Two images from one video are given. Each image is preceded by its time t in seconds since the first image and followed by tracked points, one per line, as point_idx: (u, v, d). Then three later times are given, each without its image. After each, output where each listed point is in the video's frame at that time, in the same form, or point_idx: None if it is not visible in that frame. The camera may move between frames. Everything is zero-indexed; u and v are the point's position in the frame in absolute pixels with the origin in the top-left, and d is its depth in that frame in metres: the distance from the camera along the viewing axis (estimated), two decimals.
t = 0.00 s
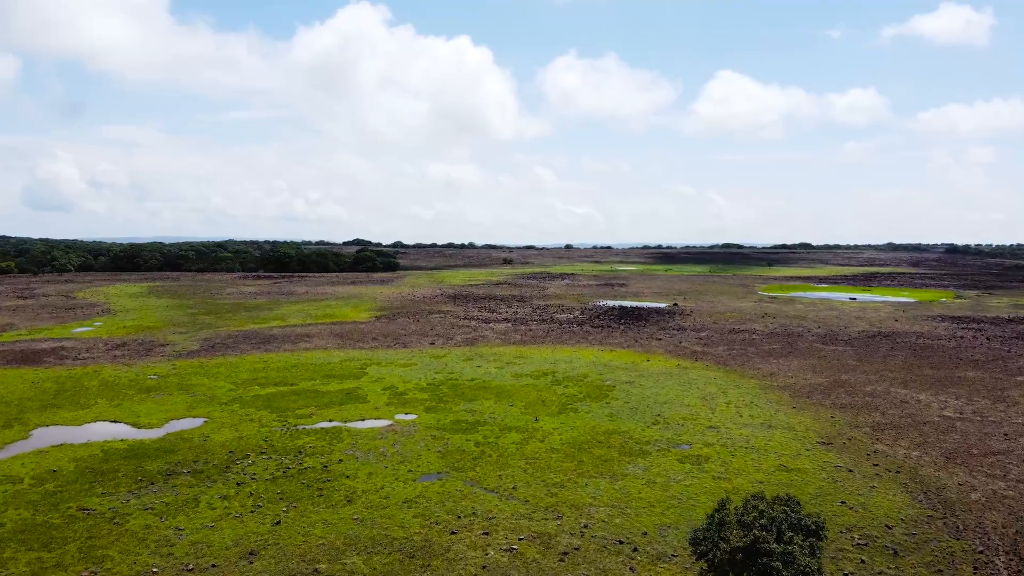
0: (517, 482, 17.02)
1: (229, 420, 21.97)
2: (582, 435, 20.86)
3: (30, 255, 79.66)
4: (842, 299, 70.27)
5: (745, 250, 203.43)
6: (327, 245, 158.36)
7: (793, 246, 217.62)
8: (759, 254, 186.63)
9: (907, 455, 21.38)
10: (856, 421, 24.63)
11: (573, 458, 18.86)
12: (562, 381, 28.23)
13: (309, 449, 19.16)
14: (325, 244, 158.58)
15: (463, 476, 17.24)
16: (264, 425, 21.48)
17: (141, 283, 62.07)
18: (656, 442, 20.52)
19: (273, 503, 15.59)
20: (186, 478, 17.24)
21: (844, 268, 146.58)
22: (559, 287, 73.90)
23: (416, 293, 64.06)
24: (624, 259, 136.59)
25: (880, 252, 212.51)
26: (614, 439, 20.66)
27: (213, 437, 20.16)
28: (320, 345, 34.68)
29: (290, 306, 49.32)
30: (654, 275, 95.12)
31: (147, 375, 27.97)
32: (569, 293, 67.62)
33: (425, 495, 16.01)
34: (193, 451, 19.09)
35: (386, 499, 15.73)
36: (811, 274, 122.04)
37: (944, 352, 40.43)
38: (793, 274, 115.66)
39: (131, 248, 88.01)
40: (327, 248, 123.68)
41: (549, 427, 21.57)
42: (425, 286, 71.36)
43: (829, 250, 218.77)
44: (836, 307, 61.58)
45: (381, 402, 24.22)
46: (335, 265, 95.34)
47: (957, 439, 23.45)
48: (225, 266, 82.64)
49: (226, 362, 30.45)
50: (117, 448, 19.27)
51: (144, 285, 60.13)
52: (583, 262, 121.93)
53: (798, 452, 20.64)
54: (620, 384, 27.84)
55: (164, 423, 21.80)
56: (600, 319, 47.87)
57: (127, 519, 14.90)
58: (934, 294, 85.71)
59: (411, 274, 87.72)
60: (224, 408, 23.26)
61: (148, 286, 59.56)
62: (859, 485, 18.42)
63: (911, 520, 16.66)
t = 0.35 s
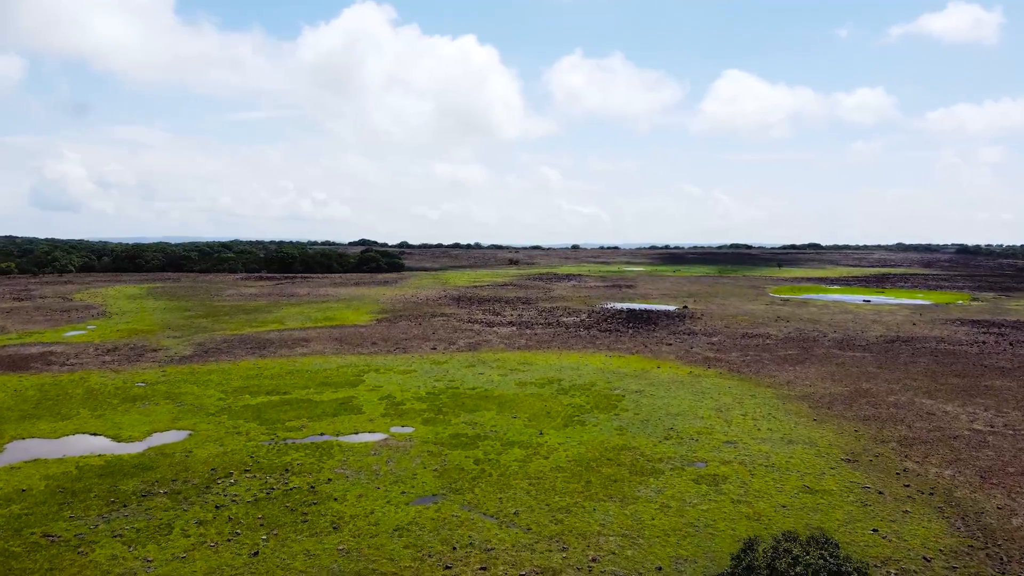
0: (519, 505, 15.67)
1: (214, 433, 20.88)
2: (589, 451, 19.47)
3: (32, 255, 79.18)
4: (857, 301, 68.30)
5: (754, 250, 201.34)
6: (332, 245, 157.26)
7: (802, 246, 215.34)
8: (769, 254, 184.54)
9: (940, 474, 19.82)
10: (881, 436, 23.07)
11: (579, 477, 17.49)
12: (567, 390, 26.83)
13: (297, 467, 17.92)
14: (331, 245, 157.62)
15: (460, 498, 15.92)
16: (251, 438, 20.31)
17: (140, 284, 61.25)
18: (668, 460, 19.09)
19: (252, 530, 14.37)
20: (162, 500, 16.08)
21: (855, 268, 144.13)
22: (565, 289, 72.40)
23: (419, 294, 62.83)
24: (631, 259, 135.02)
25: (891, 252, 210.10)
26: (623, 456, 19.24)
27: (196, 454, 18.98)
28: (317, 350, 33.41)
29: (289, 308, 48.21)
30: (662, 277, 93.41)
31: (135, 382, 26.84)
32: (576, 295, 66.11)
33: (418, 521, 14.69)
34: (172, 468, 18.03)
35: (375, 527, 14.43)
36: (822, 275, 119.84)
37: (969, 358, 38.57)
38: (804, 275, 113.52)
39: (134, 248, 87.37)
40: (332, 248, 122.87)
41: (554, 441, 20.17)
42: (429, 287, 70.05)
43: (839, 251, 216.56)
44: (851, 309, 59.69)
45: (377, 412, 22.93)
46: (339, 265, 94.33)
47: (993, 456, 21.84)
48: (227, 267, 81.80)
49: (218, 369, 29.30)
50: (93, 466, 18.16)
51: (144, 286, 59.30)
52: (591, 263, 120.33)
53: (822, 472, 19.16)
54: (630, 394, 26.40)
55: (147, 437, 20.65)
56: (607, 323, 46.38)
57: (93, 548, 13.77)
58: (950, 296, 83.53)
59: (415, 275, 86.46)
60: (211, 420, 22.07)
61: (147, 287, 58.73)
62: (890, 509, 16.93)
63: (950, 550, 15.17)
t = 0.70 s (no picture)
0: (515, 534, 14.34)
1: (192, 448, 19.62)
2: (592, 469, 18.13)
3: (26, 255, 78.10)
4: (864, 303, 66.81)
5: (756, 249, 200.02)
6: (333, 245, 156.18)
7: (804, 246, 214.04)
8: (771, 254, 183.14)
9: (970, 495, 18.40)
10: (903, 451, 21.67)
11: (580, 500, 16.14)
12: (568, 399, 25.47)
13: (276, 488, 16.64)
14: (330, 245, 156.67)
15: (451, 525, 14.61)
16: (231, 454, 19.05)
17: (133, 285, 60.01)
18: (678, 480, 17.73)
19: (222, 563, 13.10)
20: (127, 526, 14.82)
21: (860, 269, 142.42)
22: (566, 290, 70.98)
23: (417, 296, 61.45)
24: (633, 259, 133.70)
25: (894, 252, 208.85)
26: (629, 474, 17.89)
27: (169, 473, 17.71)
28: (308, 355, 32.07)
29: (283, 310, 46.90)
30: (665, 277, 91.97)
31: (114, 391, 25.57)
32: (577, 297, 64.71)
33: (403, 553, 13.36)
34: (143, 489, 16.78)
35: (356, 560, 13.11)
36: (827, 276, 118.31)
37: (987, 364, 37.06)
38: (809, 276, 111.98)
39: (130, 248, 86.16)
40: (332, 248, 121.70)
41: (554, 458, 18.83)
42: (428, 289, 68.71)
43: (842, 251, 215.12)
44: (860, 312, 58.16)
45: (365, 424, 21.63)
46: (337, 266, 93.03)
47: None
48: (223, 268, 80.55)
49: (203, 376, 27.98)
50: (58, 486, 16.90)
51: (137, 287, 58.10)
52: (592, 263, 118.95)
53: (844, 494, 17.78)
54: (634, 404, 24.99)
55: (120, 453, 19.38)
56: (610, 326, 44.96)
57: None
58: (958, 297, 82.02)
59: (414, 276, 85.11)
60: (189, 434, 20.76)
61: (140, 288, 57.54)
62: (920, 537, 15.53)
63: None
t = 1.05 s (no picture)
0: (513, 567, 13.00)
1: (168, 465, 18.34)
2: (597, 490, 16.74)
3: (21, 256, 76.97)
4: (873, 305, 65.31)
5: (759, 249, 198.80)
6: (333, 245, 154.77)
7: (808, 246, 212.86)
8: (775, 254, 181.79)
9: (1007, 519, 16.97)
10: (930, 468, 20.22)
11: (585, 527, 14.76)
12: (571, 410, 24.07)
13: (255, 511, 15.36)
14: (331, 245, 155.64)
15: (443, 557, 13.28)
16: (209, 472, 17.75)
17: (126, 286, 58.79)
18: (690, 502, 16.34)
19: None
20: (88, 557, 13.54)
21: (865, 270, 140.68)
22: (569, 292, 69.57)
23: (417, 298, 60.06)
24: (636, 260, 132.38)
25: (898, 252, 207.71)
26: (638, 496, 16.51)
27: (140, 494, 16.43)
28: (300, 361, 30.73)
29: (277, 313, 45.58)
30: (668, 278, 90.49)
31: (93, 400, 24.25)
32: (580, 299, 63.28)
33: None
34: (110, 513, 15.48)
35: None
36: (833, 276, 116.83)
37: (1008, 371, 35.51)
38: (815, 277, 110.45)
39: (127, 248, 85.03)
40: (332, 249, 120.44)
41: (556, 477, 17.45)
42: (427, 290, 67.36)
43: (844, 250, 214.48)
44: (870, 315, 56.62)
45: (355, 437, 20.29)
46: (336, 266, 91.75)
47: None
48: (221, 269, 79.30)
49: (188, 383, 26.67)
50: (19, 509, 15.61)
51: (130, 288, 56.90)
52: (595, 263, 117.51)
53: (871, 519, 16.38)
54: (641, 416, 23.57)
55: (90, 470, 18.09)
56: (613, 330, 43.52)
57: None
58: (968, 299, 80.41)
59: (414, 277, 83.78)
60: (167, 449, 19.47)
61: (134, 290, 56.34)
62: (960, 570, 14.09)
63: None
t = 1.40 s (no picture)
0: None
1: (146, 484, 17.08)
2: (608, 515, 15.34)
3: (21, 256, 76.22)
4: (887, 307, 63.69)
5: (766, 249, 197.41)
6: (337, 245, 154.39)
7: (815, 246, 211.37)
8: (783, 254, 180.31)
9: None
10: (966, 488, 18.68)
11: (595, 560, 13.36)
12: (578, 422, 22.67)
13: (234, 540, 14.06)
14: (335, 245, 154.92)
15: None
16: (188, 492, 16.47)
17: (124, 287, 57.78)
18: (709, 529, 14.93)
19: None
20: None
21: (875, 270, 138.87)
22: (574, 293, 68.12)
23: (419, 300, 58.75)
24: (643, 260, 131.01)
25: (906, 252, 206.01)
26: (652, 523, 15.09)
27: (112, 519, 15.16)
28: (294, 368, 29.45)
29: (275, 316, 44.36)
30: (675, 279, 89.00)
31: (74, 411, 23.03)
32: (586, 300, 61.85)
33: None
34: (77, 540, 14.25)
35: None
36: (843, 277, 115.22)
37: None
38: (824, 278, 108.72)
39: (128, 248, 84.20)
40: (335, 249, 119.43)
41: (563, 500, 16.04)
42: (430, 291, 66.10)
43: (852, 250, 212.98)
44: (885, 317, 54.97)
45: (347, 453, 18.92)
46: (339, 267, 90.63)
47: None
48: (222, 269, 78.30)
49: (176, 392, 25.42)
50: None
51: (127, 290, 55.91)
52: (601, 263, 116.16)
53: (909, 549, 14.89)
54: (653, 429, 22.11)
55: (63, 490, 16.86)
56: (621, 334, 42.05)
57: None
58: (983, 301, 78.42)
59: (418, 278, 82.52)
60: (147, 466, 18.21)
61: (131, 291, 55.35)
62: None
63: None
